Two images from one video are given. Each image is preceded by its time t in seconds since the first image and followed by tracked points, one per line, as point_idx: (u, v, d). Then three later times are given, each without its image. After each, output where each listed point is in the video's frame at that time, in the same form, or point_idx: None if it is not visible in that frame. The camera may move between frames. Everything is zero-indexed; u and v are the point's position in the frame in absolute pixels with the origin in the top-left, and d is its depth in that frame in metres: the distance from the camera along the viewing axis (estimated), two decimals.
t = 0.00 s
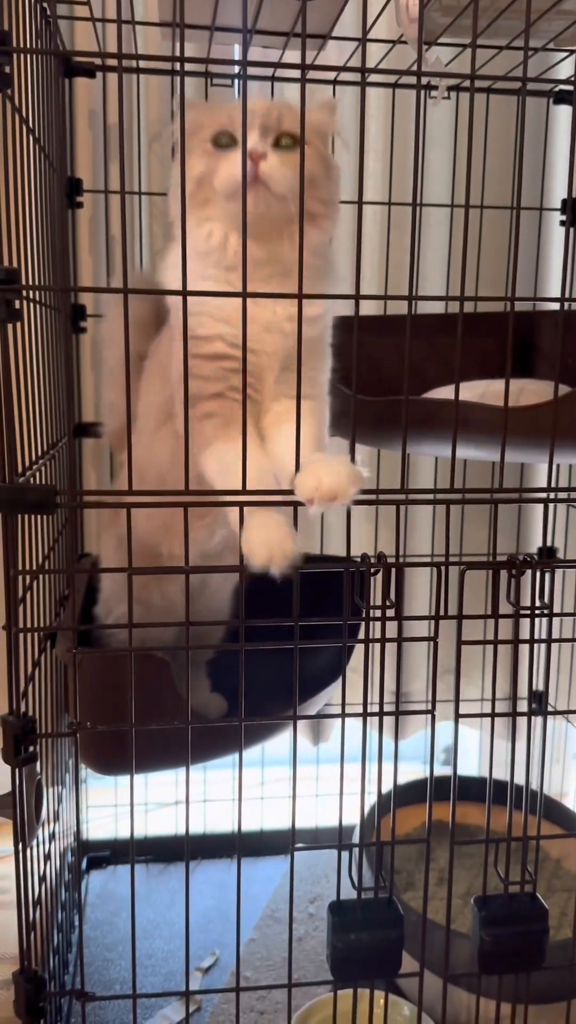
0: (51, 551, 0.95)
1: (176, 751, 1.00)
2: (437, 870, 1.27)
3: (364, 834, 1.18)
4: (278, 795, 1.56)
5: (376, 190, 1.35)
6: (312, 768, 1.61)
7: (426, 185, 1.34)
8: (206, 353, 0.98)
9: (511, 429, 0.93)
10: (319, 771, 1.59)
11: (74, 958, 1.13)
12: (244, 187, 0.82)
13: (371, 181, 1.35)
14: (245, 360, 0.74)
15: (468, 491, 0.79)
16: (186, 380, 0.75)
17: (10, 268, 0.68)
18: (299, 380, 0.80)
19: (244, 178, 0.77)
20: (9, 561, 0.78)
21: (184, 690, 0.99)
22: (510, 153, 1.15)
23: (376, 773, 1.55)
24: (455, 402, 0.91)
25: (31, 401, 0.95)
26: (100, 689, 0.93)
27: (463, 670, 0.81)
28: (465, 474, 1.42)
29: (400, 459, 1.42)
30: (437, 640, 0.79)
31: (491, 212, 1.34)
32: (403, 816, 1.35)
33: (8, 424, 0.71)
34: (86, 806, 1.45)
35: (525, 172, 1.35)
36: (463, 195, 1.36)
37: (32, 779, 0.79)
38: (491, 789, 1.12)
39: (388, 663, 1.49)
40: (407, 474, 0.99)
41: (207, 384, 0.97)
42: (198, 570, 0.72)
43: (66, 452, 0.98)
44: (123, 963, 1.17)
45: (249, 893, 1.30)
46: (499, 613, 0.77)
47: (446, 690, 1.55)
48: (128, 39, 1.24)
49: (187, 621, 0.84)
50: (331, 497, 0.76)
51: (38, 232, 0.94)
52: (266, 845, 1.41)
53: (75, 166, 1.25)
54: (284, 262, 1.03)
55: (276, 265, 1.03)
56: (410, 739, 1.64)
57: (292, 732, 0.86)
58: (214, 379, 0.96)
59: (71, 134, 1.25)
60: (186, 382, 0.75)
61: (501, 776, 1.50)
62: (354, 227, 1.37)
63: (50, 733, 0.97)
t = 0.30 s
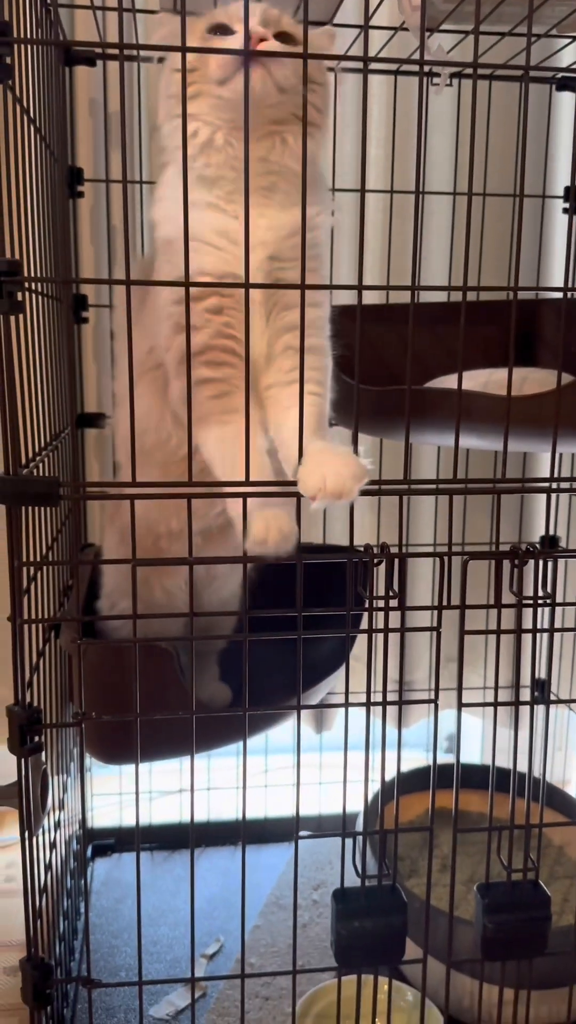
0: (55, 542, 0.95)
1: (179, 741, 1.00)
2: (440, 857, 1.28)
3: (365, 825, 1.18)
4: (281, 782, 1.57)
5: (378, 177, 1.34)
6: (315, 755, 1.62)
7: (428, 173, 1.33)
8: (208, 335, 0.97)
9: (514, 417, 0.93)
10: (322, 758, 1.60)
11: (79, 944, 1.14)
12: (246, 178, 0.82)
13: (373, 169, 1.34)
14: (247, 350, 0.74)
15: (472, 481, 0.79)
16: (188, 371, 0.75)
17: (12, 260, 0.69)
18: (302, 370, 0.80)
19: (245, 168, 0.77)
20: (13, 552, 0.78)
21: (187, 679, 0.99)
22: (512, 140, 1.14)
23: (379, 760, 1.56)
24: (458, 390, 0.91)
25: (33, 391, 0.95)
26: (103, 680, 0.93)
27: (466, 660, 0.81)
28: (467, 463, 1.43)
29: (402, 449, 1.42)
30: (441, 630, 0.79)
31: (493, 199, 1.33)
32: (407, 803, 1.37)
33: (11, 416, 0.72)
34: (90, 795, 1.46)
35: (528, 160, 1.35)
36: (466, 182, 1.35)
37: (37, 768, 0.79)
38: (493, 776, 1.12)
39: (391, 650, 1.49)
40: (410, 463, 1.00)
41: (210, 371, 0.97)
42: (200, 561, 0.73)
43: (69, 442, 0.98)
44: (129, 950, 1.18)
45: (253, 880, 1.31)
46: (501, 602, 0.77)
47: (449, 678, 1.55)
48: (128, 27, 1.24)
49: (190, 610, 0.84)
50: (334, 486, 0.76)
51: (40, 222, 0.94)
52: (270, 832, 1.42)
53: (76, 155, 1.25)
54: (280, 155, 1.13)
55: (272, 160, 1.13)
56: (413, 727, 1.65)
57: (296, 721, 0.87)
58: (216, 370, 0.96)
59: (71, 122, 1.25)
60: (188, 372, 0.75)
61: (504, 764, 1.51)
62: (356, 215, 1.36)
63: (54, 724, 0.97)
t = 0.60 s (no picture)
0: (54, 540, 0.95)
1: (181, 739, 1.00)
2: (441, 850, 1.29)
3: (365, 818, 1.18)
4: (283, 774, 1.57)
5: (379, 167, 1.32)
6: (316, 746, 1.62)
7: (430, 163, 1.32)
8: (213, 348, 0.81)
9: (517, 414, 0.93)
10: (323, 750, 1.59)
11: (82, 938, 1.15)
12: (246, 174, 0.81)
13: (374, 159, 1.33)
14: (247, 350, 0.73)
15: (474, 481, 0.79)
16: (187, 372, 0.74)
17: (9, 261, 0.68)
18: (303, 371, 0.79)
19: (244, 165, 0.76)
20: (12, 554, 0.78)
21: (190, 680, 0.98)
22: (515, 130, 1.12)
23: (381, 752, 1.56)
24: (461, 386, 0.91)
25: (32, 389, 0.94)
26: (105, 680, 0.93)
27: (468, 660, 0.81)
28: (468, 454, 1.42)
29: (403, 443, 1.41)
30: (443, 631, 0.79)
31: (496, 190, 1.31)
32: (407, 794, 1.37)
33: (9, 418, 0.71)
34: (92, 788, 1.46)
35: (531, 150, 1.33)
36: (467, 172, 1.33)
37: (39, 770, 0.79)
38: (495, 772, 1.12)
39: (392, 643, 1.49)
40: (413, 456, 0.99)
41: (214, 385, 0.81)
42: (201, 564, 0.72)
43: (67, 440, 0.97)
44: (131, 943, 1.19)
45: (256, 873, 1.31)
46: (504, 604, 0.77)
47: (450, 670, 1.55)
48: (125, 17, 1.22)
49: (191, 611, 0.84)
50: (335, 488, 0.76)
51: (37, 218, 0.92)
52: (272, 824, 1.42)
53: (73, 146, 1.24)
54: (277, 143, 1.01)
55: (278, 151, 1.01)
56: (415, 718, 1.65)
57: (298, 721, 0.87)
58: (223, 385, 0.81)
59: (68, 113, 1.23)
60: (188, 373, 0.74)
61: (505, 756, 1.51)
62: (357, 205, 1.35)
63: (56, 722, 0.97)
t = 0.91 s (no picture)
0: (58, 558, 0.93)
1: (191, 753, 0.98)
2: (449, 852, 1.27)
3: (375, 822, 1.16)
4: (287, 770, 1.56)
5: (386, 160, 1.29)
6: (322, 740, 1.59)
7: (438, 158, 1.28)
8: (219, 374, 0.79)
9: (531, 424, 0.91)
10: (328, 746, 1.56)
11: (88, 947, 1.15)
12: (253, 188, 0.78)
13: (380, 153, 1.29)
14: (257, 377, 0.71)
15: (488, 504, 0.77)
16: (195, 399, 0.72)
17: (10, 292, 0.65)
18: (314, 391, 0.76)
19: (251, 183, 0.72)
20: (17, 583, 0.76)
21: (197, 698, 0.91)
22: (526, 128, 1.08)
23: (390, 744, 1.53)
24: (475, 396, 0.88)
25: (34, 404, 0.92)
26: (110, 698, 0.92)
27: (482, 685, 0.80)
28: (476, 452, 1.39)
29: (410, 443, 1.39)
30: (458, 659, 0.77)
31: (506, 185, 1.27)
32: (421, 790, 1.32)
33: (12, 451, 0.69)
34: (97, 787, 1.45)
35: (541, 144, 1.28)
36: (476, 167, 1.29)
37: (47, 798, 0.78)
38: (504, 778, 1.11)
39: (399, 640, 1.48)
40: (425, 458, 0.97)
41: (220, 412, 0.79)
42: (210, 596, 0.71)
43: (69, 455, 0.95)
44: (138, 945, 1.19)
45: (262, 875, 1.31)
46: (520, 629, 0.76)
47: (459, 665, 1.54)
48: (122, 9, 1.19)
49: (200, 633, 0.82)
50: (347, 514, 0.74)
51: (36, 227, 0.90)
52: (278, 823, 1.42)
53: (71, 144, 1.20)
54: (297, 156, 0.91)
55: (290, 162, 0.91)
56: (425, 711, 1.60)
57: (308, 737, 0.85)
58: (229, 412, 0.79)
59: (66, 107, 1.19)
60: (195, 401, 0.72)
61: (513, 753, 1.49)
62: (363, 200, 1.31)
63: (63, 738, 0.96)
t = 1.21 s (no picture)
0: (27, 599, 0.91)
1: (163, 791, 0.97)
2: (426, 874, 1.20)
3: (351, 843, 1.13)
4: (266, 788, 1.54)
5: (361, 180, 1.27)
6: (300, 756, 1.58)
7: (414, 178, 1.26)
8: (186, 448, 0.88)
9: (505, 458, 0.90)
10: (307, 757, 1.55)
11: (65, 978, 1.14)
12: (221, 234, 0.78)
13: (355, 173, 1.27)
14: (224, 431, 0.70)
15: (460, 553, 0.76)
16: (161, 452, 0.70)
17: None
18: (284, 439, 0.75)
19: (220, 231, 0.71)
20: None
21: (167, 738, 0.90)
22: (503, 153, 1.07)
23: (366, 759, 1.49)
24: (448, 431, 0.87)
25: None
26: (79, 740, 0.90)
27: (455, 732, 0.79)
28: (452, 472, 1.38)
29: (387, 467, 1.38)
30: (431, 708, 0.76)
31: (482, 206, 1.26)
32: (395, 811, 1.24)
33: None
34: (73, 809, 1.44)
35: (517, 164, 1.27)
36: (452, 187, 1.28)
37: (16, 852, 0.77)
38: (481, 803, 1.10)
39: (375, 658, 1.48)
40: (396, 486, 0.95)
41: (183, 480, 0.87)
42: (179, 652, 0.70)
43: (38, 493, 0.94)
44: (115, 974, 1.18)
45: (240, 898, 1.31)
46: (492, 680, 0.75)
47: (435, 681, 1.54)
48: (93, 29, 1.17)
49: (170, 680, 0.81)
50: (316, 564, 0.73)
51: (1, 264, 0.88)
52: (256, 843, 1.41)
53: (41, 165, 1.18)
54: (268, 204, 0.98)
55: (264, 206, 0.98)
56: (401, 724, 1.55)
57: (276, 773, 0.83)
58: (190, 481, 0.87)
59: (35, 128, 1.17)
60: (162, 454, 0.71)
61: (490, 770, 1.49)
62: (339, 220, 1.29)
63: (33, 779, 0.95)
